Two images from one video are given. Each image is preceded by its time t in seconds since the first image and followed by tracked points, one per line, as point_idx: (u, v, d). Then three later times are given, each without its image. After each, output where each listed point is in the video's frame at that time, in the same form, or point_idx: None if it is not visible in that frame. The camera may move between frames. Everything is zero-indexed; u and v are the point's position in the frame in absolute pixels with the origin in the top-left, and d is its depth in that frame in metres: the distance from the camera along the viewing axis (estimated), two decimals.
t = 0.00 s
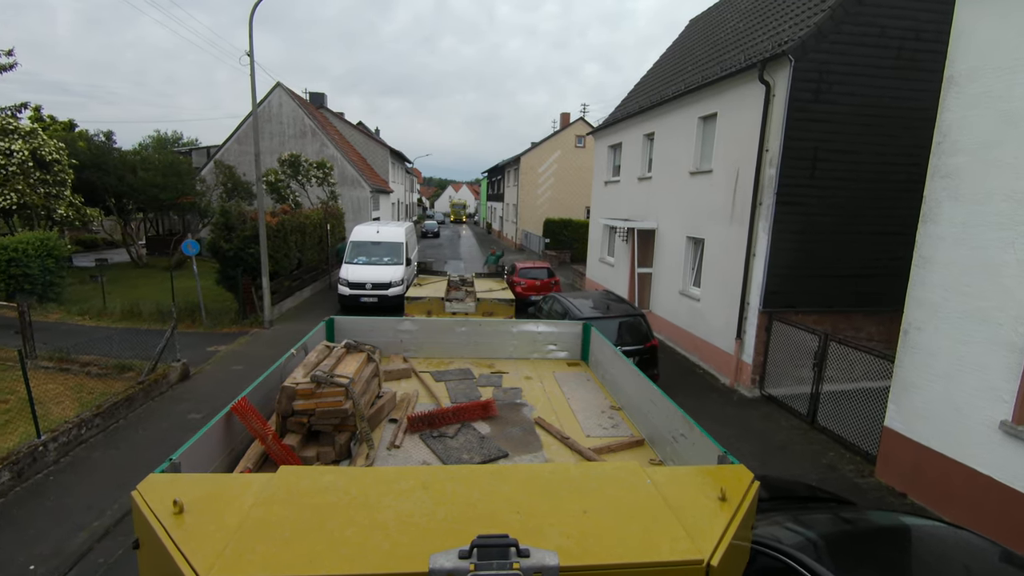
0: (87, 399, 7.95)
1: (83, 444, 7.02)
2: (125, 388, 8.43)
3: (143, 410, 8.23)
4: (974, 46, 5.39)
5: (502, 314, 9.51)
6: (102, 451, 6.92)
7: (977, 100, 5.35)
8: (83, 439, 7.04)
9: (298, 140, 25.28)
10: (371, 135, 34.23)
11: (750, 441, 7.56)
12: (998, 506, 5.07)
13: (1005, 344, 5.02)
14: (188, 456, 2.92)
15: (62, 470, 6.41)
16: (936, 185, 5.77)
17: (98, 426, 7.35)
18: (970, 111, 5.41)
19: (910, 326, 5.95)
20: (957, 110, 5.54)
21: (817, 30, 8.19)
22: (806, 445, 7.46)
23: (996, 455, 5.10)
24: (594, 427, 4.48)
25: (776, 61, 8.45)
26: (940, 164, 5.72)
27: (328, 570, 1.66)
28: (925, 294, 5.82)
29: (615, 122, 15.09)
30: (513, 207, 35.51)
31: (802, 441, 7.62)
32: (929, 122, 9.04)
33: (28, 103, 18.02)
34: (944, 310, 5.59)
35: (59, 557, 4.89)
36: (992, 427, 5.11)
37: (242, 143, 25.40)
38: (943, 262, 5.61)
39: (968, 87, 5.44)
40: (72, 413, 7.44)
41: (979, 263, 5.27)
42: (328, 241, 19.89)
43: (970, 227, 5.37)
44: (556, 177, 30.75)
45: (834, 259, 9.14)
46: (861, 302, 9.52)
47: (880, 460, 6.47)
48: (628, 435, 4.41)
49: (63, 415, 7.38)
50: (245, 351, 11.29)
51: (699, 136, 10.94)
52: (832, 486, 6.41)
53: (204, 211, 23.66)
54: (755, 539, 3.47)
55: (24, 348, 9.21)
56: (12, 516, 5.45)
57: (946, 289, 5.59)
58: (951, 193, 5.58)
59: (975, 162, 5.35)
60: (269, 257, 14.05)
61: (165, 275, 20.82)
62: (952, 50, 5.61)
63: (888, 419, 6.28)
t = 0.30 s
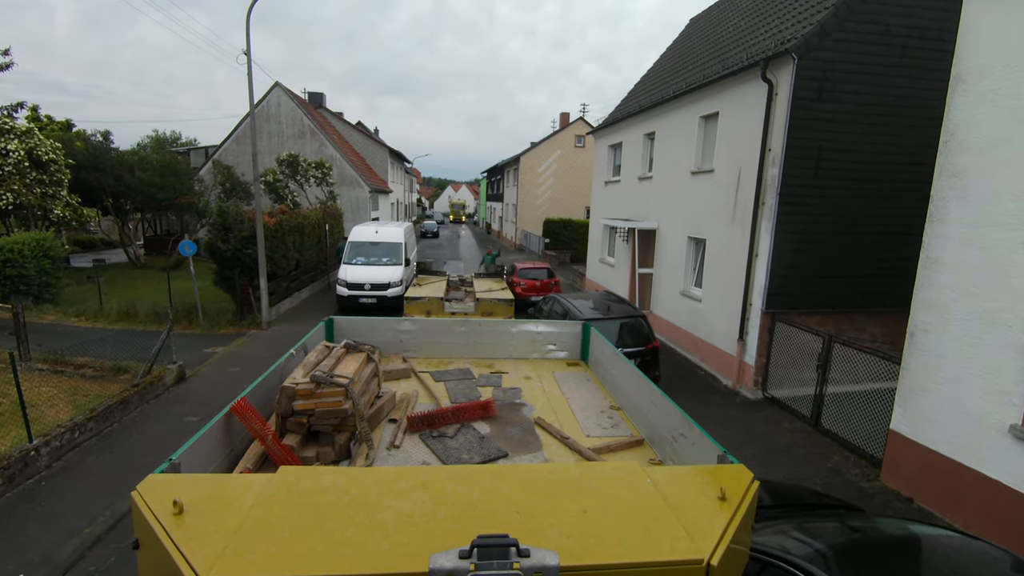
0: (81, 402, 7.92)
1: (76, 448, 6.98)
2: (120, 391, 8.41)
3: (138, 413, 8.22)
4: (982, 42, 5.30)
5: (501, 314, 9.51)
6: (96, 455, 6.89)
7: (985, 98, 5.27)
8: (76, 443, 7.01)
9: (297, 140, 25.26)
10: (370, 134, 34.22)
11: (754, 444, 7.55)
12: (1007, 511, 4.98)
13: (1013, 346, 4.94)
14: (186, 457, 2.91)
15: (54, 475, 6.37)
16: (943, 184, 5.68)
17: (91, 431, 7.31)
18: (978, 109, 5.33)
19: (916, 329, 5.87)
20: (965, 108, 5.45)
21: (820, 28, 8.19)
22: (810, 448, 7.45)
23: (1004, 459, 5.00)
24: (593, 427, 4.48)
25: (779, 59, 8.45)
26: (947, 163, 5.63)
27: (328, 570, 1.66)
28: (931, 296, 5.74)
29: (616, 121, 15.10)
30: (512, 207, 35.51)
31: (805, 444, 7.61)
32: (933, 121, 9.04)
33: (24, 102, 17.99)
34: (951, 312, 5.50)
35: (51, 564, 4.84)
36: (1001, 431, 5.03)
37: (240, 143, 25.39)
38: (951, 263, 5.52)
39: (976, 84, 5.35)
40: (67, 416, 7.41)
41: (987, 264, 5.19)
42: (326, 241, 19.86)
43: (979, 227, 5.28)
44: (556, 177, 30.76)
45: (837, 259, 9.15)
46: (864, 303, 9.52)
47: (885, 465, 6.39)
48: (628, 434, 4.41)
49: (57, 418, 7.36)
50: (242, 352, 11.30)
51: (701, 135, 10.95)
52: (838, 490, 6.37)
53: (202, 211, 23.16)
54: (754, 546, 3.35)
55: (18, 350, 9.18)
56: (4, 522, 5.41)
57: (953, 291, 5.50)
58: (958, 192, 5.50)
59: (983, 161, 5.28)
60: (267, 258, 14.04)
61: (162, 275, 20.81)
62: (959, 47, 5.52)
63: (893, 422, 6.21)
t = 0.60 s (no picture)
0: (76, 405, 7.90)
1: (69, 452, 6.96)
2: (114, 393, 8.40)
3: (132, 417, 8.19)
4: (991, 40, 5.28)
5: (501, 314, 9.52)
6: (89, 459, 6.86)
7: (994, 96, 5.25)
8: (68, 447, 6.98)
9: (296, 139, 25.23)
10: (369, 133, 34.22)
11: (758, 447, 7.53)
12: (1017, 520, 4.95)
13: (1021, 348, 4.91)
14: (186, 457, 2.91)
15: (46, 480, 6.33)
16: (951, 184, 5.67)
17: (84, 435, 7.28)
18: (987, 107, 5.31)
19: (923, 331, 5.85)
20: (973, 107, 5.44)
21: (823, 26, 8.19)
22: (814, 452, 7.43)
23: (1014, 465, 4.97)
24: (593, 427, 4.48)
25: (782, 57, 8.46)
26: (955, 162, 5.61)
27: (328, 570, 1.66)
28: (938, 298, 5.72)
29: (616, 121, 15.11)
30: (512, 207, 35.51)
31: (809, 447, 7.60)
32: (937, 120, 9.04)
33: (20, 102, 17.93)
34: (959, 314, 5.48)
35: (42, 571, 4.81)
36: (1010, 435, 4.99)
37: (238, 143, 25.39)
38: (959, 264, 5.50)
39: (984, 82, 5.34)
40: (60, 420, 7.39)
41: (995, 265, 5.17)
42: (325, 241, 19.83)
43: (987, 227, 5.26)
44: (556, 177, 30.77)
45: (840, 260, 9.15)
46: (867, 305, 9.52)
47: (892, 469, 6.38)
48: (627, 434, 4.42)
49: (51, 421, 7.33)
50: (239, 354, 11.30)
51: (702, 135, 10.96)
52: (843, 495, 6.36)
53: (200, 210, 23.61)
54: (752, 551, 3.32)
55: (13, 353, 9.15)
56: None
57: (961, 292, 5.48)
58: (965, 192, 5.49)
59: (991, 160, 5.26)
60: (265, 258, 14.02)
61: (159, 275, 20.81)
62: (967, 44, 5.51)
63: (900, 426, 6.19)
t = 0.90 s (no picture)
0: (70, 408, 7.88)
1: (62, 456, 6.94)
2: (108, 395, 8.38)
3: (126, 419, 8.18)
4: (1000, 37, 5.27)
5: (500, 314, 9.52)
6: (82, 463, 6.83)
7: (1004, 94, 5.25)
8: (61, 451, 6.96)
9: (295, 139, 25.21)
10: (368, 133, 34.23)
11: (762, 451, 7.52)
12: None
13: None
14: (185, 457, 2.90)
15: (38, 484, 6.29)
16: (959, 183, 5.67)
17: (77, 438, 7.26)
18: (996, 105, 5.31)
19: (931, 333, 5.85)
20: (983, 105, 5.44)
21: (828, 24, 8.20)
22: (818, 455, 7.42)
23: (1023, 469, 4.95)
24: (593, 427, 4.48)
25: (785, 55, 8.45)
26: (964, 161, 5.61)
27: (329, 570, 1.66)
28: (947, 300, 5.71)
29: (617, 121, 15.12)
30: (512, 207, 35.50)
31: (814, 450, 7.59)
32: (941, 118, 9.03)
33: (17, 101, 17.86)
34: (968, 315, 5.47)
35: None
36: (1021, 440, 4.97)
37: (236, 142, 25.37)
38: (968, 265, 5.50)
39: (994, 80, 5.33)
40: (54, 422, 7.37)
41: (1005, 266, 5.17)
42: (323, 241, 19.82)
43: (997, 227, 5.26)
44: (556, 177, 30.78)
45: (842, 260, 9.15)
46: (870, 305, 9.52)
47: (898, 472, 6.37)
48: (627, 434, 4.42)
49: (45, 424, 7.31)
50: (235, 355, 11.29)
51: (704, 134, 10.96)
52: (849, 500, 6.35)
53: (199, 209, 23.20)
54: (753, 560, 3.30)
55: (7, 354, 9.11)
56: None
57: (970, 294, 5.47)
58: (974, 191, 5.49)
59: (1000, 159, 5.26)
60: (263, 258, 14.01)
61: (155, 276, 20.78)
62: (976, 41, 5.50)
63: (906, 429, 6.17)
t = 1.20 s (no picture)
0: (64, 411, 7.87)
1: (55, 461, 6.93)
2: (103, 398, 8.38)
3: (121, 422, 8.17)
4: (1010, 34, 5.28)
5: (500, 314, 9.53)
6: (75, 469, 6.81)
7: (1013, 92, 5.25)
8: (54, 455, 6.94)
9: (294, 138, 25.19)
10: (367, 132, 34.25)
11: (767, 454, 7.52)
12: None
13: None
14: (185, 457, 2.90)
15: (29, 490, 6.26)
16: (969, 182, 5.67)
17: (70, 442, 7.24)
18: (1006, 103, 5.31)
19: (939, 335, 5.85)
20: (992, 103, 5.44)
21: (833, 21, 8.19)
22: (823, 459, 7.42)
23: None
24: (593, 427, 4.48)
25: (789, 54, 8.44)
26: (973, 160, 5.62)
27: (329, 570, 1.65)
28: (956, 302, 5.70)
29: (618, 120, 15.12)
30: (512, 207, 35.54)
31: (819, 454, 7.59)
32: (946, 117, 9.03)
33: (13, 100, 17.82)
34: (978, 317, 5.47)
35: None
36: None
37: (235, 142, 25.35)
38: (978, 267, 5.50)
39: (1004, 77, 5.33)
40: (48, 426, 7.36)
41: (1015, 267, 5.16)
42: (322, 241, 19.85)
43: (1007, 228, 5.26)
44: (556, 176, 30.80)
45: (846, 261, 9.15)
46: (873, 307, 9.52)
47: (906, 477, 6.36)
48: (627, 433, 4.43)
49: (39, 427, 7.29)
50: (233, 357, 11.28)
51: (706, 133, 10.96)
52: (855, 505, 6.34)
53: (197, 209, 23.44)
54: (751, 562, 3.30)
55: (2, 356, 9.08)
56: None
57: (980, 296, 5.47)
58: (984, 190, 5.49)
59: (1010, 158, 5.26)
60: (261, 259, 14.00)
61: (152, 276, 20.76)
62: (986, 38, 5.51)
63: (914, 432, 6.16)
